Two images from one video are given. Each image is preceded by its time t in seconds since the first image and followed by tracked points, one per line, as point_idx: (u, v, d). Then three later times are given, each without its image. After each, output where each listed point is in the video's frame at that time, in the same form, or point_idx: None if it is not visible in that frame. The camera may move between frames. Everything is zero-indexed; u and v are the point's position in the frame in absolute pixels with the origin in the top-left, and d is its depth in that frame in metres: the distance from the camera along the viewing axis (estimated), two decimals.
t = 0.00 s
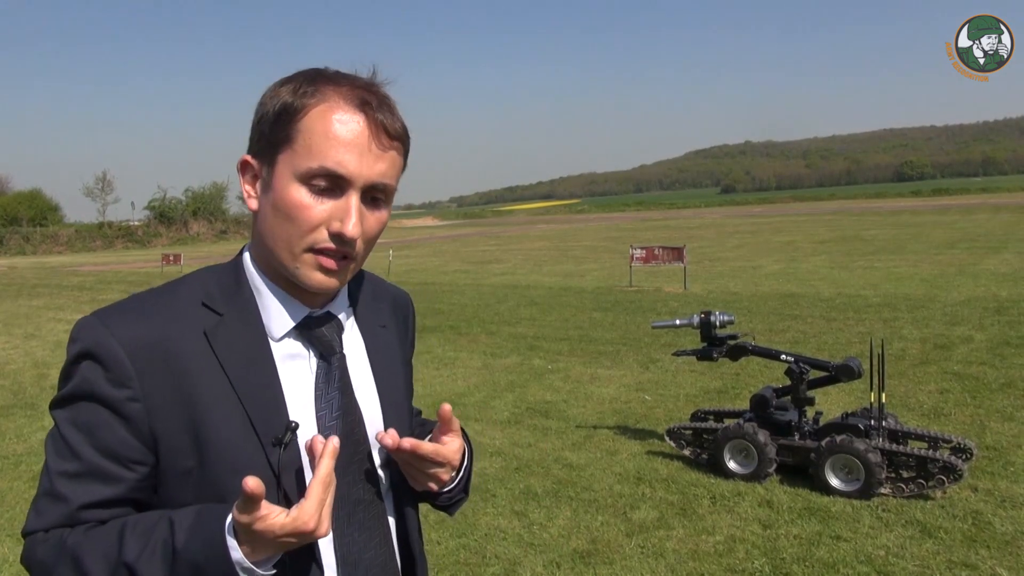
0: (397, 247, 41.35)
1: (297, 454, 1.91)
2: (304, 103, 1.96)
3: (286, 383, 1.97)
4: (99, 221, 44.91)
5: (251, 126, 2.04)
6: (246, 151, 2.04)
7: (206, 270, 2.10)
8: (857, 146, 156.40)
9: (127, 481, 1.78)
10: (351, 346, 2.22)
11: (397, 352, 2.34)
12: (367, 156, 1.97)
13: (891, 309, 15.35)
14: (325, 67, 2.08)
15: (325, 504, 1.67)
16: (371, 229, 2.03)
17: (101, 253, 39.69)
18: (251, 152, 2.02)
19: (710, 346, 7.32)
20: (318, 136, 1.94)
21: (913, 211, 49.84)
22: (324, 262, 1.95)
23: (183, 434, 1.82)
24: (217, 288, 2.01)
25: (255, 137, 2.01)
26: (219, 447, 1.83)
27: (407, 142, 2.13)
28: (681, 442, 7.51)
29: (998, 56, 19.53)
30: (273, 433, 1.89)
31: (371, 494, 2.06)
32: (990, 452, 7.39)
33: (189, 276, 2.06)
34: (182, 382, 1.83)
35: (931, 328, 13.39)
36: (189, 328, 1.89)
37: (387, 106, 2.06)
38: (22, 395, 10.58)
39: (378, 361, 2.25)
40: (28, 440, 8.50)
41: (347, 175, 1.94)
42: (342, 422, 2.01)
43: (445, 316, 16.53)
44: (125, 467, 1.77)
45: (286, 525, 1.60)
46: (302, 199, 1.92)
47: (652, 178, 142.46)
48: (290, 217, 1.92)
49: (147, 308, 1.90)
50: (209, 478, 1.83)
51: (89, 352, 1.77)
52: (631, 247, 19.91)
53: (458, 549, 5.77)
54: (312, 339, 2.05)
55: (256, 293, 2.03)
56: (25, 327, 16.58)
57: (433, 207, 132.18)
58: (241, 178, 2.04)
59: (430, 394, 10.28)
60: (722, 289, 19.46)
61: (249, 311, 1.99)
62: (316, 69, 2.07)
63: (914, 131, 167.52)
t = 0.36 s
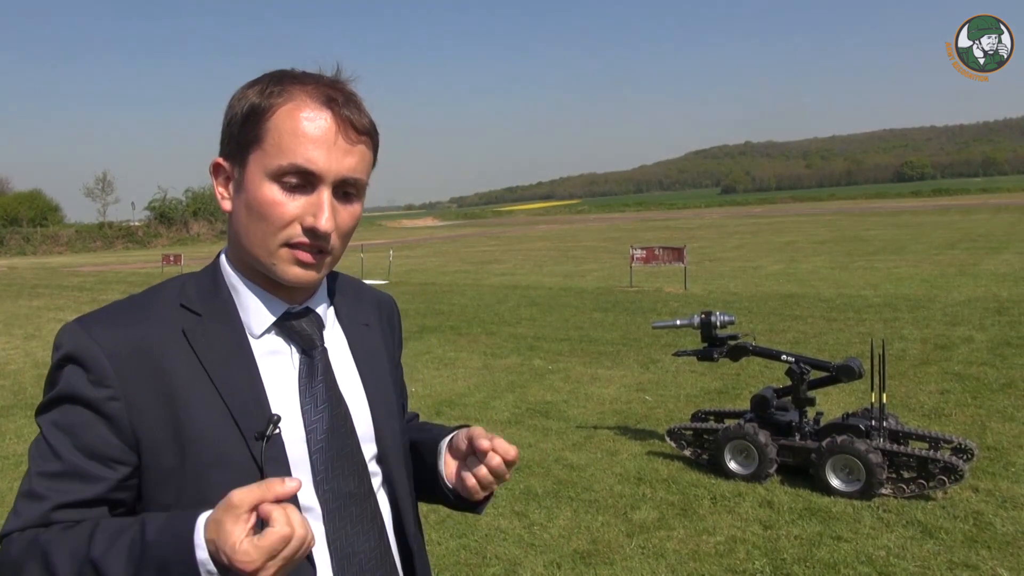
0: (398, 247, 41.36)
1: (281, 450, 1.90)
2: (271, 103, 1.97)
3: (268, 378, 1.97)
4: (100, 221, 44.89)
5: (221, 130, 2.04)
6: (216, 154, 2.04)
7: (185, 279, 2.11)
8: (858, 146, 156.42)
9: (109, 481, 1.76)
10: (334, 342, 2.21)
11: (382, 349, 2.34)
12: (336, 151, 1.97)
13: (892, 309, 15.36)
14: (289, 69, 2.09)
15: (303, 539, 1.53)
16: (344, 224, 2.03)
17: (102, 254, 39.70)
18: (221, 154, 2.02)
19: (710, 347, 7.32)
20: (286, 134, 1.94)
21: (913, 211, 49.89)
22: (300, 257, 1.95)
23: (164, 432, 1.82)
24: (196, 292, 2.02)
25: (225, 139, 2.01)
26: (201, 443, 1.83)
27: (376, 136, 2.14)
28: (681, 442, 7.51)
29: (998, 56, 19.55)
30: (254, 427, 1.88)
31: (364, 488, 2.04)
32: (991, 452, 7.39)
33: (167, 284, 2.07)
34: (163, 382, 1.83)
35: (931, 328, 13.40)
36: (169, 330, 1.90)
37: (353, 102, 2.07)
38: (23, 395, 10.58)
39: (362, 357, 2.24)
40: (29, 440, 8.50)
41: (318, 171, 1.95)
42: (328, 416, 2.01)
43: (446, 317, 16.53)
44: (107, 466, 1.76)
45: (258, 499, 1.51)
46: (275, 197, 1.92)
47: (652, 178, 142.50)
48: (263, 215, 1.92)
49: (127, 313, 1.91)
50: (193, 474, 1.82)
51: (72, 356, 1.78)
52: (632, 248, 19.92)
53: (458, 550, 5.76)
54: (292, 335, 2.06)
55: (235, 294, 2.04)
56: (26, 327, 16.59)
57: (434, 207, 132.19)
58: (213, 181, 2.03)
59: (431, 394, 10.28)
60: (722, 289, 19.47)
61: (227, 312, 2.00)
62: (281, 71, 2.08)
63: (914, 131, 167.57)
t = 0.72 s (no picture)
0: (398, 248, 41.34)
1: (275, 451, 1.90)
2: (261, 99, 1.96)
3: (260, 378, 1.97)
4: (100, 221, 44.86)
5: (211, 128, 2.03)
6: (207, 153, 2.03)
7: (176, 280, 2.10)
8: (858, 146, 156.42)
9: (105, 484, 1.76)
10: (327, 341, 2.20)
11: (377, 348, 2.33)
12: (328, 145, 1.97)
13: (893, 309, 15.35)
14: (278, 67, 2.09)
15: None
16: (337, 218, 2.03)
17: (102, 253, 39.65)
18: (212, 152, 2.01)
19: (710, 347, 7.31)
20: (278, 128, 1.94)
21: (913, 211, 49.89)
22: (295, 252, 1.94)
23: (157, 430, 1.81)
24: (188, 293, 2.01)
25: (215, 137, 2.00)
26: (192, 442, 1.82)
27: (367, 131, 2.14)
28: (681, 442, 7.51)
29: (998, 56, 19.53)
30: (246, 426, 1.88)
31: (359, 488, 2.04)
32: (991, 452, 7.38)
33: (159, 285, 2.07)
34: (154, 382, 1.83)
35: (932, 328, 13.38)
36: (160, 331, 1.89)
37: (344, 98, 2.07)
38: (23, 395, 10.56)
39: (356, 357, 2.23)
40: (29, 440, 8.50)
41: (310, 164, 1.94)
42: (323, 415, 2.01)
43: (446, 317, 16.52)
44: (101, 469, 1.76)
45: (250, 556, 1.56)
46: (268, 192, 1.92)
47: (652, 178, 142.49)
48: (257, 211, 1.92)
49: (119, 316, 1.90)
50: (185, 474, 1.81)
51: (63, 359, 1.77)
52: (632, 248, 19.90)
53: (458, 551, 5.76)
54: (284, 333, 2.05)
55: (225, 294, 2.03)
56: (26, 326, 16.58)
57: (434, 208, 132.22)
58: (205, 180, 2.02)
59: (431, 394, 10.27)
60: (722, 289, 19.46)
61: (218, 311, 1.99)
62: (270, 68, 2.08)
63: (915, 131, 167.46)
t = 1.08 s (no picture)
0: (398, 248, 41.31)
1: (275, 454, 1.90)
2: (280, 103, 1.97)
3: (261, 379, 1.97)
4: (100, 222, 44.84)
5: (226, 128, 2.03)
6: (221, 152, 2.03)
7: (178, 279, 2.11)
8: (858, 146, 156.37)
9: (107, 482, 1.77)
10: (328, 345, 2.19)
11: (377, 352, 2.30)
12: (347, 151, 1.98)
13: (893, 310, 15.34)
14: (297, 71, 2.10)
15: None
16: (351, 224, 2.03)
17: (103, 254, 39.61)
18: (227, 152, 2.02)
19: (710, 347, 7.31)
20: (298, 132, 1.95)
21: (914, 211, 49.87)
22: (309, 256, 1.95)
23: (159, 429, 1.82)
24: (190, 292, 2.02)
25: (231, 138, 2.01)
26: (194, 442, 1.82)
27: (381, 140, 2.15)
28: (681, 442, 7.51)
29: (998, 56, 19.53)
30: (247, 428, 1.88)
31: (356, 491, 2.02)
32: (991, 452, 7.38)
33: (164, 283, 2.07)
34: (156, 380, 1.83)
35: (932, 328, 13.38)
36: (161, 330, 1.90)
37: (362, 105, 2.09)
38: (23, 396, 10.56)
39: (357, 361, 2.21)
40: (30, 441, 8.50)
41: (329, 169, 1.95)
42: (322, 418, 1.99)
43: (446, 317, 16.52)
44: (104, 466, 1.77)
45: (275, 545, 1.56)
46: (284, 194, 1.93)
47: (652, 178, 142.41)
48: (273, 212, 1.92)
49: (121, 313, 1.91)
50: (185, 473, 1.82)
51: (63, 355, 1.79)
52: (632, 248, 19.88)
53: (459, 550, 5.76)
54: (286, 337, 2.04)
55: (229, 295, 2.03)
56: (26, 327, 16.57)
57: (434, 208, 132.21)
58: (218, 179, 2.02)
59: (431, 394, 10.27)
60: (722, 289, 19.44)
61: (221, 310, 2.00)
62: (288, 72, 2.09)
63: (915, 131, 167.40)
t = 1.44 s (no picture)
0: (398, 248, 41.28)
1: (271, 452, 1.88)
2: (302, 105, 1.98)
3: (264, 379, 1.97)
4: (100, 222, 44.84)
5: (247, 129, 2.04)
6: (241, 152, 2.04)
7: (192, 274, 2.13)
8: (858, 146, 156.32)
9: (108, 469, 1.79)
10: (334, 350, 2.17)
11: (387, 357, 2.26)
12: (366, 153, 1.98)
13: (893, 310, 15.34)
14: (318, 75, 2.11)
15: None
16: (368, 226, 2.03)
17: (103, 254, 39.61)
18: (246, 152, 2.02)
19: (710, 347, 7.31)
20: (318, 134, 1.96)
21: (914, 211, 49.86)
22: (326, 255, 1.95)
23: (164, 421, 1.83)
24: (201, 288, 2.03)
25: (252, 138, 2.02)
26: (194, 435, 1.83)
27: (400, 147, 2.16)
28: (681, 442, 7.52)
29: (998, 56, 19.53)
30: (247, 425, 1.87)
31: (350, 497, 2.01)
32: (992, 452, 7.38)
33: (176, 278, 2.10)
34: (160, 372, 1.85)
35: (932, 328, 13.39)
36: (167, 321, 1.92)
37: (382, 110, 2.09)
38: (23, 396, 10.57)
39: (365, 367, 2.18)
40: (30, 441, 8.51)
41: (348, 171, 1.96)
42: (322, 421, 1.99)
43: (446, 317, 16.52)
44: (104, 453, 1.79)
45: (270, 542, 1.55)
46: (303, 195, 1.93)
47: (652, 178, 142.30)
48: (291, 212, 1.93)
49: (129, 303, 1.93)
50: (183, 465, 1.82)
51: (72, 341, 1.82)
52: (632, 248, 19.87)
53: (459, 550, 5.77)
54: (292, 338, 2.04)
55: (238, 292, 2.04)
56: (26, 328, 16.58)
57: (434, 208, 132.17)
58: (236, 178, 2.03)
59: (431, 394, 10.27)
60: (723, 289, 19.43)
61: (229, 306, 2.00)
62: (310, 75, 2.10)
63: (915, 130, 167.43)
